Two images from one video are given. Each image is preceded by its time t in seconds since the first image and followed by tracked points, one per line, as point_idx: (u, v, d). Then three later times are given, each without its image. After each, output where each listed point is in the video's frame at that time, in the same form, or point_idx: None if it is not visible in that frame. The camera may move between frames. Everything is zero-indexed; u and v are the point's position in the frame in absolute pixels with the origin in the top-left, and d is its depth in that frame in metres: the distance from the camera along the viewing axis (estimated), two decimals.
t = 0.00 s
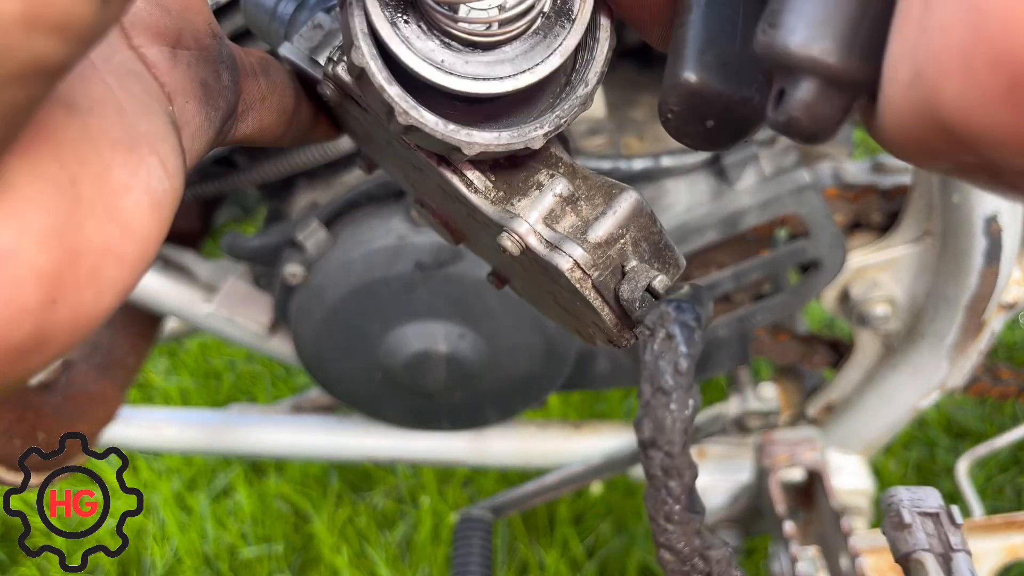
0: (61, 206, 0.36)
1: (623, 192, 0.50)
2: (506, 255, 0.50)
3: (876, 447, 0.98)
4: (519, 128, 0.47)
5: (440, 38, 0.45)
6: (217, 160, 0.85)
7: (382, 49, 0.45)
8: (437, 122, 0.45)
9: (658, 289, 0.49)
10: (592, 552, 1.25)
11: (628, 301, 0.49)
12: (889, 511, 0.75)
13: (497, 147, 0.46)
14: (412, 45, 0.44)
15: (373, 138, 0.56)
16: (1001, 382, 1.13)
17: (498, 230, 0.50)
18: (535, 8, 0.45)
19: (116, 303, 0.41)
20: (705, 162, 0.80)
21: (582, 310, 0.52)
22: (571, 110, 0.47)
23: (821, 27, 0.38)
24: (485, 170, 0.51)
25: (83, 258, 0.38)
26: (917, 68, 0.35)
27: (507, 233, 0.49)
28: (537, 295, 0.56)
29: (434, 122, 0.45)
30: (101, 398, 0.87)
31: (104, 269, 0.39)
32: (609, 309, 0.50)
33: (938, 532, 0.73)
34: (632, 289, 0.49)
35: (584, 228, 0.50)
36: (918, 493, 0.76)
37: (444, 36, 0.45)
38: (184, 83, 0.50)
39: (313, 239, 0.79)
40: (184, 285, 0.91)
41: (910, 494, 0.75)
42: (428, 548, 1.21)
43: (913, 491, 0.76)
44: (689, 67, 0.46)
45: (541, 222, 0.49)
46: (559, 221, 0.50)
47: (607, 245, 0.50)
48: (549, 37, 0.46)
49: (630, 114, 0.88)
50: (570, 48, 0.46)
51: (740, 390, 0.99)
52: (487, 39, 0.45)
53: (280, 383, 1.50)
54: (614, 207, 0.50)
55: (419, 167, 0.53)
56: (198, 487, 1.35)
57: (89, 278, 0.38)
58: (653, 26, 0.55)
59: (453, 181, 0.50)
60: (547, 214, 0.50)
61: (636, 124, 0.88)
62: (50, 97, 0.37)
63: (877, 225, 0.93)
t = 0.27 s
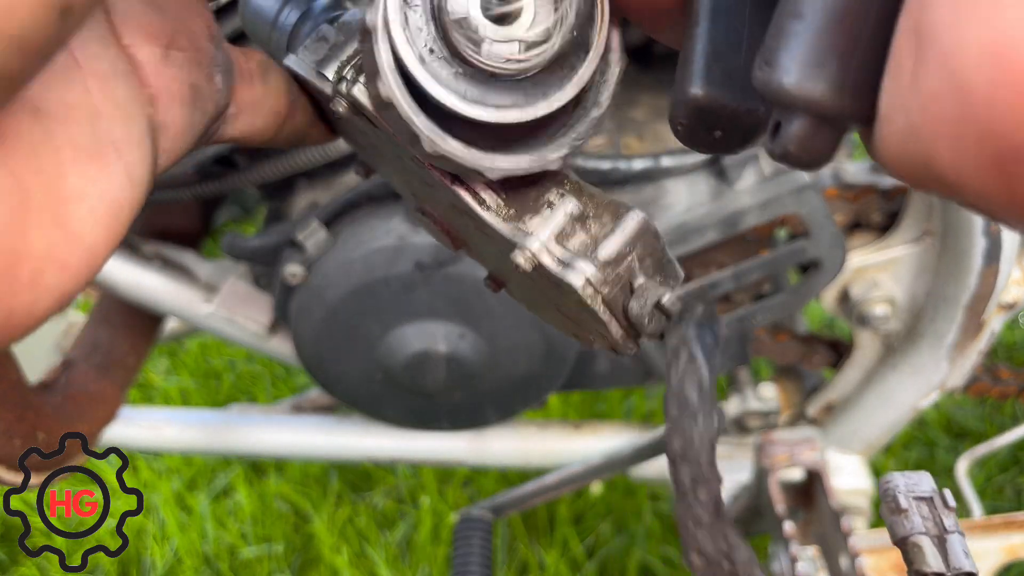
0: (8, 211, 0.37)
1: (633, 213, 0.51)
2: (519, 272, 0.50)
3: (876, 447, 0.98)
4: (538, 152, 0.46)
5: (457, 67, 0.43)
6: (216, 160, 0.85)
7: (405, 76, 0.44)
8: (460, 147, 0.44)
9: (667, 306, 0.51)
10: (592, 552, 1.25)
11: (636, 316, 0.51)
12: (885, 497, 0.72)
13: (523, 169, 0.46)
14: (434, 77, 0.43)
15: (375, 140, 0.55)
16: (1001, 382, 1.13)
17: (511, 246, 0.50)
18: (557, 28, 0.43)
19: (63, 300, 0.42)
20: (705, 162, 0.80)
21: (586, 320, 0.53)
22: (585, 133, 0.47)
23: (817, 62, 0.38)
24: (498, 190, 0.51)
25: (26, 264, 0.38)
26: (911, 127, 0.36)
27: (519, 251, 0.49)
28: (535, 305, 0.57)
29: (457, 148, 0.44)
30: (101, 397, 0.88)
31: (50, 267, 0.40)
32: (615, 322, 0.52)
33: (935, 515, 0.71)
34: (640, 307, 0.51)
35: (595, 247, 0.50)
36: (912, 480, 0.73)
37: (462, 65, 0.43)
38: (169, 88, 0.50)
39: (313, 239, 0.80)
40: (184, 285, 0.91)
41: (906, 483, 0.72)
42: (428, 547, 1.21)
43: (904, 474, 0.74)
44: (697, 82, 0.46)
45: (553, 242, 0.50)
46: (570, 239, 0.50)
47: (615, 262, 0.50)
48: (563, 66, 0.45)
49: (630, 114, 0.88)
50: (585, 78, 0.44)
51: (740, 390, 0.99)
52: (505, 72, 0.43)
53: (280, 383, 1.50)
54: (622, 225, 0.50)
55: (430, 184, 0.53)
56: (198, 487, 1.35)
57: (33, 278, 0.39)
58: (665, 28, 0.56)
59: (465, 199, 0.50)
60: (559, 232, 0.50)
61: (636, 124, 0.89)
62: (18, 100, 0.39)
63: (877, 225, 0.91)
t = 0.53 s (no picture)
0: None
1: (662, 168, 0.53)
2: (552, 230, 0.51)
3: (876, 447, 0.98)
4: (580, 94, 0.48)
5: (498, 11, 0.44)
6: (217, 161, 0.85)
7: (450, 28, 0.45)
8: (512, 96, 0.46)
9: (709, 254, 0.53)
10: (592, 552, 1.25)
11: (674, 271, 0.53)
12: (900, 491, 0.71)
13: (569, 113, 0.48)
14: (474, 22, 0.44)
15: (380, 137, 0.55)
16: (1000, 383, 1.13)
17: (544, 205, 0.51)
18: None
19: (50, 321, 0.43)
20: (704, 161, 0.82)
21: (620, 282, 0.54)
22: (623, 79, 0.49)
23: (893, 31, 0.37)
24: (524, 149, 0.52)
25: None
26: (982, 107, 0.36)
27: (552, 207, 0.50)
28: (559, 275, 0.58)
29: (502, 95, 0.46)
30: (101, 397, 0.88)
31: (45, 283, 0.41)
32: (648, 274, 0.53)
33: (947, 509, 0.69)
34: (679, 257, 0.53)
35: (628, 200, 0.52)
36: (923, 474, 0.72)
37: (504, 9, 0.44)
38: (149, 110, 0.49)
39: (313, 239, 0.80)
40: (185, 284, 0.91)
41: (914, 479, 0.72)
42: (428, 547, 1.21)
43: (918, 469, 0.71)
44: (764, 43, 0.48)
45: (586, 196, 0.51)
46: (602, 195, 0.52)
47: (652, 215, 0.52)
48: (597, 13, 0.46)
49: (630, 114, 0.88)
50: (620, 24, 0.46)
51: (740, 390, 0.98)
52: (542, 16, 0.45)
53: (280, 383, 1.50)
54: (654, 179, 0.53)
55: (448, 151, 0.51)
56: (198, 486, 1.35)
57: None
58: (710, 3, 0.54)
59: (494, 159, 0.50)
60: (590, 187, 0.52)
61: (636, 123, 0.89)
62: None
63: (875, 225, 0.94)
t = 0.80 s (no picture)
0: None
1: (635, 211, 0.50)
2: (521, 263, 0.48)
3: (876, 447, 0.97)
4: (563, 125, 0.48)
5: (492, 28, 0.44)
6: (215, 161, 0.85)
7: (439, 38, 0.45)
8: (493, 116, 0.45)
9: (679, 301, 0.48)
10: (592, 552, 1.25)
11: (641, 317, 0.49)
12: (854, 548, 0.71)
13: (548, 142, 0.47)
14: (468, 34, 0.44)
15: (343, 164, 0.53)
16: (1000, 382, 1.13)
17: (513, 235, 0.48)
18: (591, 7, 0.45)
19: None
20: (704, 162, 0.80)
21: (584, 324, 0.51)
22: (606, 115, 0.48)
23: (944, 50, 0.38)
24: (495, 179, 0.50)
25: None
26: None
27: (523, 237, 0.47)
28: (517, 321, 0.54)
29: (485, 112, 0.45)
30: (101, 397, 0.89)
31: None
32: (615, 321, 0.50)
33: (903, 561, 0.69)
34: (649, 302, 0.49)
35: (600, 240, 0.49)
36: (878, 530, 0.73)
37: (497, 25, 0.44)
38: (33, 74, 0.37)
39: (313, 239, 0.80)
40: (185, 285, 0.91)
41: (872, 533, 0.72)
42: (428, 547, 1.21)
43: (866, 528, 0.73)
44: (809, 67, 0.47)
45: (558, 231, 0.48)
46: (575, 231, 0.49)
47: (622, 257, 0.48)
48: (586, 47, 0.46)
49: (630, 114, 0.88)
50: (609, 60, 0.46)
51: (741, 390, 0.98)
52: (533, 39, 0.45)
53: (280, 383, 1.50)
54: (626, 223, 0.49)
55: (416, 177, 0.50)
56: (199, 487, 1.36)
57: None
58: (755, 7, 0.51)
59: (465, 184, 0.48)
60: (563, 222, 0.49)
61: (636, 124, 0.89)
62: None
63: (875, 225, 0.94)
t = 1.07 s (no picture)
0: None
1: (637, 216, 0.51)
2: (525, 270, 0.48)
3: (876, 448, 0.97)
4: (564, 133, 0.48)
5: (490, 40, 0.45)
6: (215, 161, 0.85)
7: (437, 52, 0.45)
8: (492, 127, 0.46)
9: (680, 306, 0.50)
10: (591, 553, 1.26)
11: (644, 323, 0.50)
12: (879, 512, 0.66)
13: (549, 151, 0.48)
14: (465, 48, 0.44)
15: (346, 165, 0.55)
16: (1000, 382, 1.13)
17: (516, 242, 0.49)
18: (589, 10, 0.44)
19: None
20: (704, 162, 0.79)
21: (585, 329, 0.52)
22: (606, 122, 0.49)
23: (951, 78, 0.37)
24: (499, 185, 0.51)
25: None
26: None
27: (524, 244, 0.48)
28: (523, 321, 0.56)
29: (483, 123, 0.46)
30: (101, 397, 0.89)
31: None
32: (618, 324, 0.51)
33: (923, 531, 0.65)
34: (652, 308, 0.50)
35: (603, 246, 0.50)
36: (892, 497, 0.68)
37: (495, 37, 0.44)
38: None
39: (313, 239, 0.80)
40: (185, 285, 0.91)
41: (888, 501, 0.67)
42: (428, 547, 1.21)
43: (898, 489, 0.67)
44: (802, 105, 0.49)
45: (560, 237, 0.49)
46: (577, 237, 0.50)
47: (624, 263, 0.49)
48: (586, 54, 0.46)
49: (630, 114, 0.89)
50: (609, 66, 0.47)
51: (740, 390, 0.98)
52: (535, 50, 0.45)
53: (280, 383, 1.50)
54: (628, 228, 0.50)
55: (418, 182, 0.52)
56: (198, 487, 1.36)
57: None
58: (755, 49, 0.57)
59: (467, 192, 0.49)
60: (566, 228, 0.50)
61: (636, 124, 0.89)
62: None
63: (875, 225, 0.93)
